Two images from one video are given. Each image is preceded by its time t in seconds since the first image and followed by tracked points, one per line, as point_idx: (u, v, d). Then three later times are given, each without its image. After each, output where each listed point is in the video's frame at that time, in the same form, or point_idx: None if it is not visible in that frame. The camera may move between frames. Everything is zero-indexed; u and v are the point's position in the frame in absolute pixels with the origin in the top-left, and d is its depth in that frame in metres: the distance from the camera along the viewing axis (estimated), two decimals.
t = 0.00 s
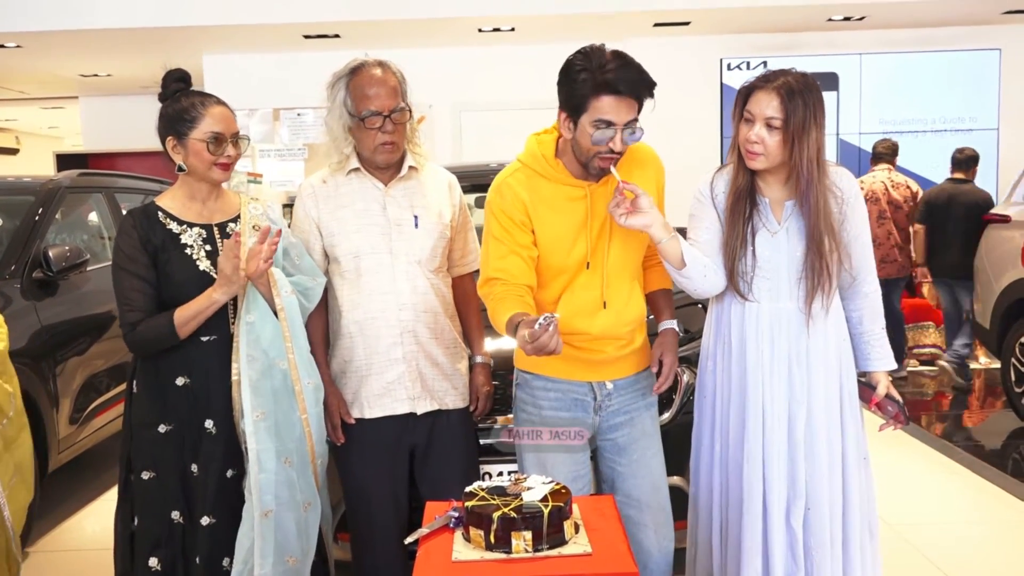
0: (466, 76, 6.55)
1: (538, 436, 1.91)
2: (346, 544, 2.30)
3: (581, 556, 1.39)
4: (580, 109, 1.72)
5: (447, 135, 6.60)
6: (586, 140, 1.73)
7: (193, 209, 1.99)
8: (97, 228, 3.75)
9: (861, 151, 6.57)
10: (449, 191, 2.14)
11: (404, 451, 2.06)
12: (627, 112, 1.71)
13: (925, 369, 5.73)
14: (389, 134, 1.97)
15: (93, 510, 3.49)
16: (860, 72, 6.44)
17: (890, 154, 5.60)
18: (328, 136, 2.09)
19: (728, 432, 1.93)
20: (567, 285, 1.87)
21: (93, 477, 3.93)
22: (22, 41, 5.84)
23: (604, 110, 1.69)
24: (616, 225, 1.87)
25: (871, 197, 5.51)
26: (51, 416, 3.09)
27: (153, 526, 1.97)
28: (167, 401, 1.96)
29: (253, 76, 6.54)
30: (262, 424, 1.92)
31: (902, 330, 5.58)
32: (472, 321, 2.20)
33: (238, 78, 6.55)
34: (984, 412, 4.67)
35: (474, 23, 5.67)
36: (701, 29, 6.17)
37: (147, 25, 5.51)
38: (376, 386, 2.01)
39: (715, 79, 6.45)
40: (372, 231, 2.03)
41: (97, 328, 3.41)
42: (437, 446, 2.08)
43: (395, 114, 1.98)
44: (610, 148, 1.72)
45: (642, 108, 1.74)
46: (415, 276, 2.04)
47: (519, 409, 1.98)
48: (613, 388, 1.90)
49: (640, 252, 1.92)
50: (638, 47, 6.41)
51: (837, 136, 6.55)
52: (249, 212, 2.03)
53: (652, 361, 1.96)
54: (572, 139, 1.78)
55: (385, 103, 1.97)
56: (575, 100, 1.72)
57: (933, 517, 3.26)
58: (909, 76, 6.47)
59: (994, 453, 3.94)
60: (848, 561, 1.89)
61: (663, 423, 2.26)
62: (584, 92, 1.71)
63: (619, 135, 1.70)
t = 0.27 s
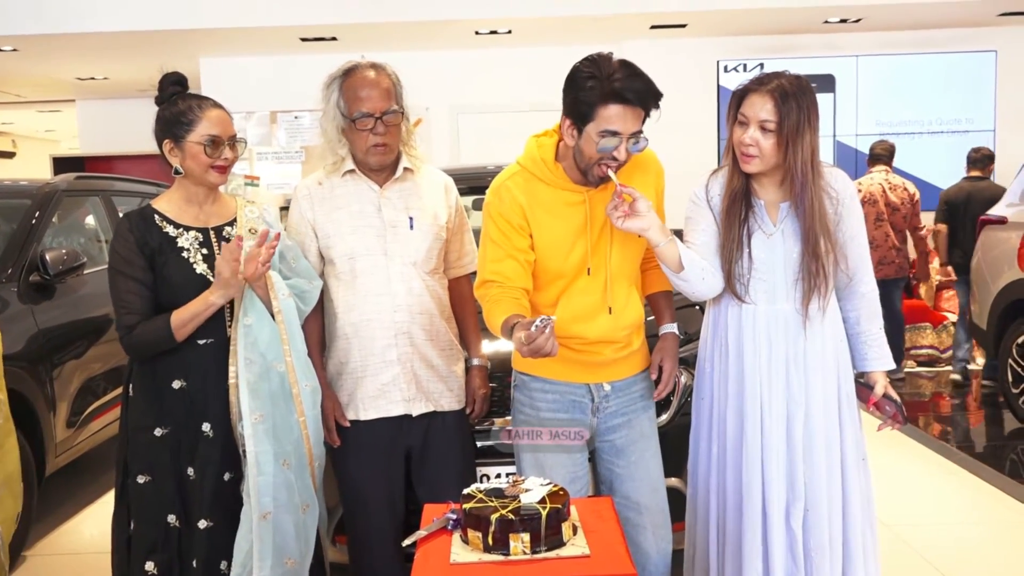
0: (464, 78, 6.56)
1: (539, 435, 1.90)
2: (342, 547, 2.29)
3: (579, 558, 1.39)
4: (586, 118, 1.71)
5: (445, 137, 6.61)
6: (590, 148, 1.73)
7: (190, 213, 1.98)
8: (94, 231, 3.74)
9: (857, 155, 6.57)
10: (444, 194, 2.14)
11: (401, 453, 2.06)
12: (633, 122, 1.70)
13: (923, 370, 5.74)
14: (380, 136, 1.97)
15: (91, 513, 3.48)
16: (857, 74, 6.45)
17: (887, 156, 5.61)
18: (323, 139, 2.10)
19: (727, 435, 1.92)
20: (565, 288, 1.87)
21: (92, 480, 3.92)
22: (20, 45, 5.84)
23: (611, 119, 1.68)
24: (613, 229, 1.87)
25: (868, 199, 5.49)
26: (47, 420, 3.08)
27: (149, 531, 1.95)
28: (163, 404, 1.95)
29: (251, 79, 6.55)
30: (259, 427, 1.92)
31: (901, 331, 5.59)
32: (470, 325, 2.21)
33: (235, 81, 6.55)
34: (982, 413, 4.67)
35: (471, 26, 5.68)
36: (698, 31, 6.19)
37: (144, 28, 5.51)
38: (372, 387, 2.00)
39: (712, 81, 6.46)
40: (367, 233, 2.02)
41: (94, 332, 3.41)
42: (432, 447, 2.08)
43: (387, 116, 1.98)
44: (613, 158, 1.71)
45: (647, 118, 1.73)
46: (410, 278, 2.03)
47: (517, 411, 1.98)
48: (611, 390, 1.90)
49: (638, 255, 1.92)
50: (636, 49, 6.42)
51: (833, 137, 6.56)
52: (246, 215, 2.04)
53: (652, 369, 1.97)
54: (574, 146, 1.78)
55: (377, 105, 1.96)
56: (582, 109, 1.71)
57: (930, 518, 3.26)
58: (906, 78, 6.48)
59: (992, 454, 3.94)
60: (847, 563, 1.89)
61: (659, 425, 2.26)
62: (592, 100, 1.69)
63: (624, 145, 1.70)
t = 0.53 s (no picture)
0: (463, 79, 6.56)
1: (539, 435, 1.90)
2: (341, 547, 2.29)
3: (579, 559, 1.39)
4: (586, 122, 1.71)
5: (445, 137, 6.61)
6: (588, 153, 1.72)
7: (189, 215, 1.98)
8: (94, 231, 3.74)
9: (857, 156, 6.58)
10: (438, 193, 2.14)
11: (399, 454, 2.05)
12: (633, 130, 1.70)
13: (923, 370, 5.74)
14: (356, 137, 1.98)
15: (90, 515, 3.47)
16: (857, 74, 6.45)
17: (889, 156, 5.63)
18: (316, 139, 2.13)
19: (726, 436, 1.92)
20: (564, 289, 1.87)
21: (91, 481, 3.92)
22: (21, 46, 5.84)
23: (611, 127, 1.68)
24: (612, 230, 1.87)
25: (872, 199, 5.48)
26: (47, 421, 3.08)
27: (149, 531, 1.95)
28: (162, 405, 1.95)
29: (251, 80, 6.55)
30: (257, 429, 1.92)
31: (903, 330, 5.56)
32: (468, 326, 2.19)
33: (235, 82, 6.55)
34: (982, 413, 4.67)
35: (471, 26, 5.68)
36: (698, 32, 6.19)
37: (144, 28, 5.50)
38: (359, 387, 2.01)
39: (712, 81, 6.46)
40: (355, 234, 2.03)
41: (94, 333, 3.40)
42: (428, 447, 2.08)
43: (363, 118, 1.97)
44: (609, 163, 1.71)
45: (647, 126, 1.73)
46: (398, 279, 2.04)
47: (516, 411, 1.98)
48: (610, 391, 1.90)
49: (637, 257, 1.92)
50: (636, 49, 6.41)
51: (833, 137, 6.56)
52: (245, 216, 2.04)
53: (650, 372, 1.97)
54: (574, 149, 1.77)
55: (354, 105, 1.97)
56: (583, 114, 1.71)
57: (930, 518, 3.26)
58: (906, 78, 6.48)
59: (993, 454, 3.93)
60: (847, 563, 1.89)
61: (660, 425, 2.27)
62: (593, 107, 1.69)
63: (622, 152, 1.69)
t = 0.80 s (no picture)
0: (462, 80, 6.56)
1: (540, 435, 1.88)
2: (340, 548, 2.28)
3: (579, 560, 1.39)
4: (576, 118, 1.71)
5: (444, 139, 6.61)
6: (580, 148, 1.72)
7: (187, 217, 1.98)
8: (93, 233, 3.74)
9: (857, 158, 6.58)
10: (432, 194, 2.13)
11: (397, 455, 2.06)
12: (623, 125, 1.70)
13: (923, 370, 5.74)
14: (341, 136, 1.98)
15: (91, 517, 3.47)
16: (856, 74, 6.45)
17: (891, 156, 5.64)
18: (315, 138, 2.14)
19: (725, 437, 1.92)
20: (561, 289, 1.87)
21: (91, 483, 3.91)
22: (20, 48, 5.84)
23: (599, 122, 1.68)
24: (609, 230, 1.87)
25: (874, 199, 5.50)
26: (46, 424, 3.08)
27: (148, 534, 1.95)
28: (160, 407, 1.94)
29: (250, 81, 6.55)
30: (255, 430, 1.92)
31: (903, 334, 5.59)
32: (464, 328, 2.15)
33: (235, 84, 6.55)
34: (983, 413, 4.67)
35: (471, 27, 5.68)
36: (697, 32, 6.19)
37: (143, 30, 5.50)
38: (348, 388, 2.02)
39: (711, 81, 6.47)
40: (349, 234, 2.05)
41: (93, 335, 3.40)
42: (423, 450, 2.07)
43: (345, 116, 1.98)
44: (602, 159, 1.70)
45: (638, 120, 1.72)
46: (386, 280, 2.04)
47: (515, 411, 1.99)
48: (609, 392, 1.90)
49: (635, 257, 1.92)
50: (635, 50, 6.41)
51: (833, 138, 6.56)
52: (243, 218, 2.03)
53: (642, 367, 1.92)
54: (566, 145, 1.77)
55: (338, 103, 1.98)
56: (572, 110, 1.71)
57: (930, 518, 3.25)
58: (905, 78, 6.48)
59: (993, 454, 3.93)
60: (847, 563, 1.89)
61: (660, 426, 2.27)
62: (582, 102, 1.69)
63: (613, 147, 1.69)
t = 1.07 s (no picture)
0: (463, 80, 6.56)
1: (540, 435, 1.89)
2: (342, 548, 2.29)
3: (581, 560, 1.39)
4: (557, 109, 1.75)
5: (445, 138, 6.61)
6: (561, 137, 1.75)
7: (184, 217, 1.98)
8: (94, 234, 3.74)
9: (858, 157, 6.58)
10: (444, 193, 2.11)
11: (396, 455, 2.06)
12: (601, 113, 1.71)
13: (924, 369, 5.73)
14: (362, 127, 1.97)
15: (91, 518, 3.47)
16: (856, 73, 6.45)
17: (893, 155, 5.63)
18: (328, 135, 2.13)
19: (726, 437, 1.91)
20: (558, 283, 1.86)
21: (92, 484, 3.91)
22: (21, 49, 5.85)
23: (577, 110, 1.71)
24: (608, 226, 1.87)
25: (877, 197, 5.51)
26: (48, 424, 3.08)
27: (149, 535, 1.95)
28: (160, 409, 1.94)
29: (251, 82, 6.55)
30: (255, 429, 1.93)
31: (904, 333, 5.58)
32: (472, 328, 2.11)
33: (236, 84, 6.56)
34: (984, 412, 4.66)
35: (471, 27, 5.68)
36: (697, 32, 6.19)
37: (143, 31, 5.51)
38: (351, 385, 2.02)
39: (711, 80, 6.47)
40: (356, 229, 2.04)
41: (94, 335, 3.40)
42: (425, 454, 2.07)
43: (367, 106, 1.96)
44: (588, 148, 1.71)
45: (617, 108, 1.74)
46: (393, 277, 2.03)
47: (516, 410, 1.99)
48: (610, 391, 1.90)
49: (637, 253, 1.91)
50: (635, 50, 6.41)
51: (833, 137, 6.55)
52: (240, 218, 2.03)
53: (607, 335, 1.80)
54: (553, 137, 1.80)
55: (359, 95, 1.96)
56: (554, 100, 1.74)
57: (931, 517, 3.25)
58: (906, 77, 6.48)
59: (994, 453, 3.93)
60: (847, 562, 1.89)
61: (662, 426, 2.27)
62: (559, 92, 1.73)
63: (590, 134, 1.70)
